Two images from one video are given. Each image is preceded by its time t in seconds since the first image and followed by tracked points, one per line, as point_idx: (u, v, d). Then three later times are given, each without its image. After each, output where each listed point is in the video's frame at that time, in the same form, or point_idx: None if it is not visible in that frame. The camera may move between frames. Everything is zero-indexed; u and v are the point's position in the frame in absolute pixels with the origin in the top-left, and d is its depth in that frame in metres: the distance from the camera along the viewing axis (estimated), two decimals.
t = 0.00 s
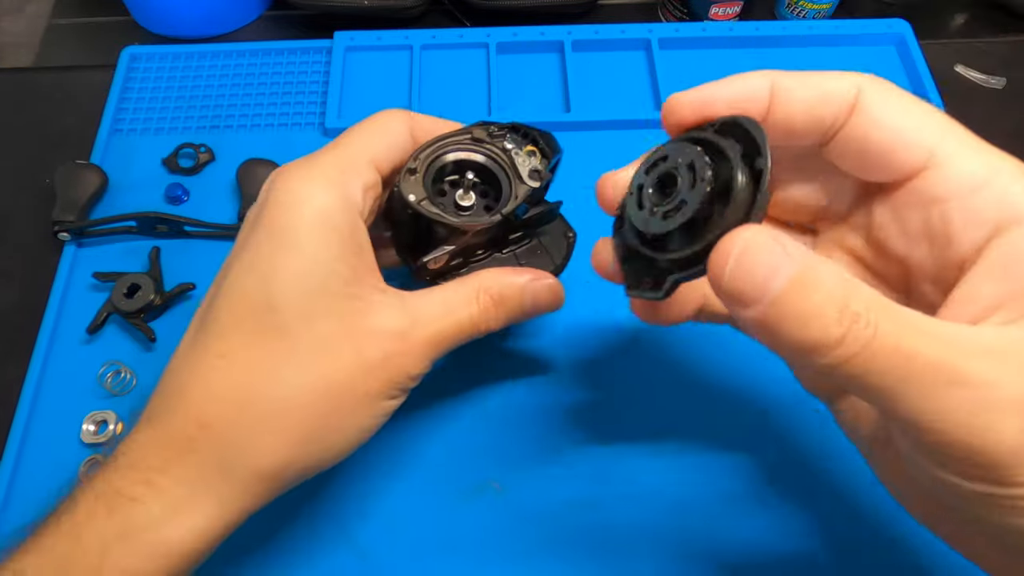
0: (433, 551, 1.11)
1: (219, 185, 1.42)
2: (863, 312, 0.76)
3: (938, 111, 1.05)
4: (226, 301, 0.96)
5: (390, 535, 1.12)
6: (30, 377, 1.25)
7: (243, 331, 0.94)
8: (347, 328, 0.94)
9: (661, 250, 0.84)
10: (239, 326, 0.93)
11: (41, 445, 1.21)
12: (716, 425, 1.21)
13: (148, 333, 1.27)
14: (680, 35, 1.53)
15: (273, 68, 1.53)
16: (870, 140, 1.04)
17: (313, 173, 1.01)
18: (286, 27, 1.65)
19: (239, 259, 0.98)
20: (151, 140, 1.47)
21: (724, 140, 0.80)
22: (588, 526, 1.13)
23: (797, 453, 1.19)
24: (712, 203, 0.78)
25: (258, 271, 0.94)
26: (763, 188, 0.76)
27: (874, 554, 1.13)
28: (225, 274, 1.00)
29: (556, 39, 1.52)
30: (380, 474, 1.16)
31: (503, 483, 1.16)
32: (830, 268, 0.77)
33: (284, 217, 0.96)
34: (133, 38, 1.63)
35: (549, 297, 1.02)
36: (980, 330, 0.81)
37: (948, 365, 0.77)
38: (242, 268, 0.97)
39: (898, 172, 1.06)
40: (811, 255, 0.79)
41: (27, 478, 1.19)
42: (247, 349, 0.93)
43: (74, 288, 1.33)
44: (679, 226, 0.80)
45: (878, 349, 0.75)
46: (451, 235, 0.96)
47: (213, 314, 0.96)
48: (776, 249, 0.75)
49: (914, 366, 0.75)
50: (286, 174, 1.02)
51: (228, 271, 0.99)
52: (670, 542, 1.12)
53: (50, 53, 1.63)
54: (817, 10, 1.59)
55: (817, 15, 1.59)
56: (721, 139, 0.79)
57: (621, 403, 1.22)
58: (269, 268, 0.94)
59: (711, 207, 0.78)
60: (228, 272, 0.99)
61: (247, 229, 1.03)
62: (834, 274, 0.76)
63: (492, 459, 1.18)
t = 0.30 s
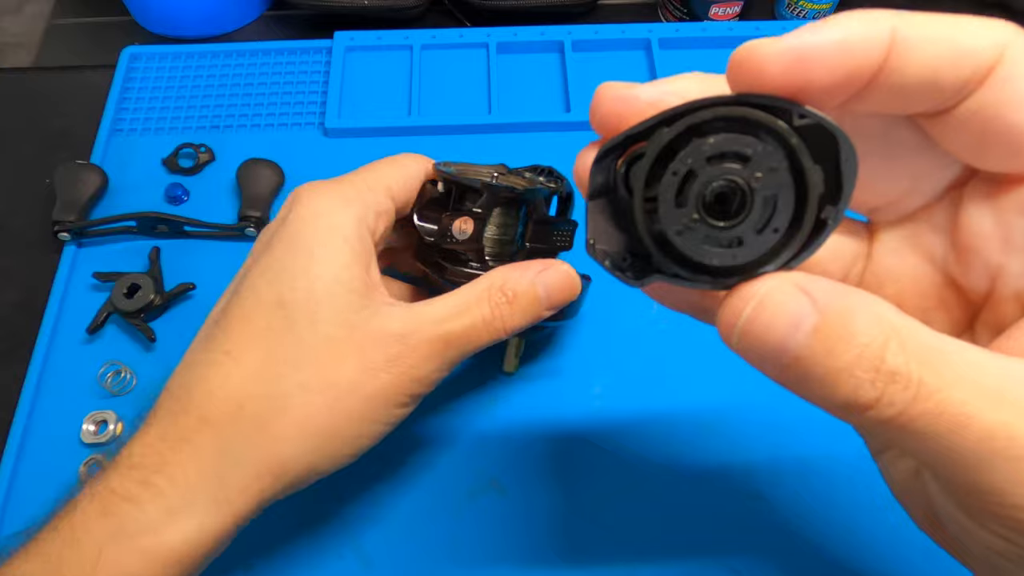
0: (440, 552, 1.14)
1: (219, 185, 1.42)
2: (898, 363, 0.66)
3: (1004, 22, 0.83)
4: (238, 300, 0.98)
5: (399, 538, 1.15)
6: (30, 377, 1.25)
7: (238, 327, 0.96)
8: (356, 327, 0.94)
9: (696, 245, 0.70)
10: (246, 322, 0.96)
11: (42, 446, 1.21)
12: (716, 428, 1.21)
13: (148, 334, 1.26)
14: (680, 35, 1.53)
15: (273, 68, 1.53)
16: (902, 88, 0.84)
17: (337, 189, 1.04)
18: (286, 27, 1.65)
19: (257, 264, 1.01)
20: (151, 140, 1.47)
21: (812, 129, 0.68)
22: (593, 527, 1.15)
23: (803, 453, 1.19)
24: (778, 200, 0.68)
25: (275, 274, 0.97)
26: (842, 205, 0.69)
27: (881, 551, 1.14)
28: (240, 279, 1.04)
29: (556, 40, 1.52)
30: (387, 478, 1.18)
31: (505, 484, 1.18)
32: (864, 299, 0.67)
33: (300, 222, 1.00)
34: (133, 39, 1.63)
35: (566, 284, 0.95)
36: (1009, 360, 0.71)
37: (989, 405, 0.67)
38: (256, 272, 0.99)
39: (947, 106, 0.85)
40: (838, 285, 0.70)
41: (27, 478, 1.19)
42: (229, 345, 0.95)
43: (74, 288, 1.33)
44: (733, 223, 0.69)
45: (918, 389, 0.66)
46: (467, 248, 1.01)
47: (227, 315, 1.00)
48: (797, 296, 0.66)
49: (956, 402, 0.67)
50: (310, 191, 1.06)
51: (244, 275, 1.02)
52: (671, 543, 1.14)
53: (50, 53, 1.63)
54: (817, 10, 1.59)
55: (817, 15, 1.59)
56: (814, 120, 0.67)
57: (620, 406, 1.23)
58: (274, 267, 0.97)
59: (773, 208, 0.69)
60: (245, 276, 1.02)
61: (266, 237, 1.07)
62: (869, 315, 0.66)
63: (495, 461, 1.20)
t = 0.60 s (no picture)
0: (442, 554, 1.15)
1: (219, 185, 1.42)
2: (882, 379, 0.67)
3: (997, 9, 0.82)
4: (253, 307, 0.97)
5: (403, 538, 1.16)
6: (30, 376, 1.25)
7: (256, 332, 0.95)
8: (367, 333, 0.94)
9: (665, 250, 0.67)
10: (265, 325, 0.95)
11: (42, 446, 1.21)
12: (716, 436, 1.22)
13: (148, 333, 1.26)
14: (680, 35, 1.53)
15: (273, 68, 1.53)
16: (890, 81, 0.83)
17: (343, 191, 1.03)
18: (286, 27, 1.65)
19: (266, 271, 0.99)
20: (151, 140, 1.47)
21: (785, 125, 0.67)
22: (586, 530, 1.17)
23: (804, 454, 1.20)
24: (752, 202, 0.66)
25: (288, 279, 0.96)
26: (816, 206, 0.67)
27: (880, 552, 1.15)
28: (248, 287, 1.02)
29: (556, 40, 1.52)
30: (392, 480, 1.19)
31: (504, 486, 1.19)
32: (846, 307, 0.68)
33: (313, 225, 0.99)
34: (133, 39, 1.63)
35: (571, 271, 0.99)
36: (1003, 371, 0.71)
37: (975, 420, 0.68)
38: (266, 280, 0.98)
39: (944, 98, 0.84)
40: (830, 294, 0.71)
41: (28, 478, 1.19)
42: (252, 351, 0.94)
43: (74, 288, 1.33)
44: (704, 228, 0.66)
45: (901, 406, 0.68)
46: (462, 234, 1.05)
47: (236, 324, 0.99)
48: (770, 306, 0.67)
49: (941, 417, 0.68)
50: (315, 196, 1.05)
51: (254, 282, 1.01)
52: (671, 544, 1.16)
53: (50, 53, 1.63)
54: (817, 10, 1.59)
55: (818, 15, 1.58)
56: (788, 114, 0.66)
57: (620, 408, 1.24)
58: (289, 271, 0.96)
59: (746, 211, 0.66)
60: (253, 285, 1.01)
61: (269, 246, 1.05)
62: (851, 326, 0.67)
63: (494, 462, 1.21)
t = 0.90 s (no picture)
0: (443, 554, 1.16)
1: (219, 185, 1.42)
2: (847, 404, 0.63)
3: None
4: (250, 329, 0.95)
5: (407, 539, 1.16)
6: (30, 376, 1.25)
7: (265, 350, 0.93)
8: (357, 351, 0.95)
9: (625, 253, 0.64)
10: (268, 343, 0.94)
11: (42, 446, 1.21)
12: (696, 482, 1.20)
13: (148, 334, 1.26)
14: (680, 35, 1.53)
15: (273, 68, 1.53)
16: (872, 70, 0.82)
17: (329, 202, 1.01)
18: (287, 27, 1.65)
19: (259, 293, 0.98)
20: (151, 140, 1.47)
21: (758, 140, 0.67)
22: None
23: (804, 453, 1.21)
24: (720, 209, 0.64)
25: (271, 309, 0.95)
26: (781, 225, 0.66)
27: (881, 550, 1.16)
28: (236, 311, 0.99)
29: (556, 39, 1.52)
30: (396, 479, 1.19)
31: (505, 486, 1.20)
32: (808, 320, 0.65)
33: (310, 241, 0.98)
34: (133, 39, 1.63)
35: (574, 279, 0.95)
36: (979, 387, 0.66)
37: (948, 441, 0.63)
38: (261, 300, 0.97)
39: (927, 86, 0.83)
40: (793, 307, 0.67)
41: (27, 477, 1.19)
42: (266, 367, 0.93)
43: (74, 289, 1.33)
44: (669, 232, 0.63)
45: (868, 432, 0.63)
46: (431, 249, 1.08)
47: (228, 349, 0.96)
48: (724, 322, 0.65)
49: (912, 444, 0.63)
50: (298, 210, 1.02)
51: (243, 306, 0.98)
52: (672, 545, 1.17)
53: (50, 53, 1.63)
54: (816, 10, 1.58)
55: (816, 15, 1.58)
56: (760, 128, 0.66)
57: (620, 408, 1.24)
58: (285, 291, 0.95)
59: (713, 218, 0.64)
60: (245, 309, 0.98)
61: (249, 265, 1.02)
62: (819, 344, 0.64)
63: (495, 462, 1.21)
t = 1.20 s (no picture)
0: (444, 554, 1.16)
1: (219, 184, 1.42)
2: (818, 434, 0.65)
3: (950, 15, 0.83)
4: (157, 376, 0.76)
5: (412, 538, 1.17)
6: (30, 376, 1.25)
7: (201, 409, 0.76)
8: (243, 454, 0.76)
9: (589, 273, 0.65)
10: (157, 406, 0.75)
11: (42, 445, 1.21)
12: (685, 523, 1.18)
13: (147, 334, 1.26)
14: (680, 35, 1.53)
15: (273, 67, 1.53)
16: (838, 95, 0.84)
17: (219, 231, 0.84)
18: (287, 28, 1.65)
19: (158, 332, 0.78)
20: (151, 140, 1.47)
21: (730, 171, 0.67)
22: None
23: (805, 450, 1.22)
24: (685, 234, 0.64)
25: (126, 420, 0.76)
26: (751, 257, 0.66)
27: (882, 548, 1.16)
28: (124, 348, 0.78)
29: (556, 40, 1.52)
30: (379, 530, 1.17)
31: (505, 485, 1.20)
32: (779, 349, 0.67)
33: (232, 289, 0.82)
34: (133, 39, 1.63)
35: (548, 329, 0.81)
36: (945, 412, 0.67)
37: (915, 469, 0.64)
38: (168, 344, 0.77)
39: (897, 108, 0.85)
40: (769, 335, 0.69)
41: (27, 476, 1.19)
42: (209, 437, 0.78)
43: (74, 288, 1.33)
44: (634, 254, 0.64)
45: (837, 464, 0.65)
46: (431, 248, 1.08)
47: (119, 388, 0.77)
48: (692, 354, 0.65)
49: (885, 474, 0.64)
50: (184, 236, 0.85)
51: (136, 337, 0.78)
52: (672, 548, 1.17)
53: (50, 53, 1.63)
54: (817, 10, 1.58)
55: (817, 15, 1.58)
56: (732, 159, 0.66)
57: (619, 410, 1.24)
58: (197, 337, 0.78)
59: (677, 243, 0.65)
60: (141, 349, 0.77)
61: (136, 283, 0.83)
62: (791, 374, 0.65)
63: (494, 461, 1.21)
